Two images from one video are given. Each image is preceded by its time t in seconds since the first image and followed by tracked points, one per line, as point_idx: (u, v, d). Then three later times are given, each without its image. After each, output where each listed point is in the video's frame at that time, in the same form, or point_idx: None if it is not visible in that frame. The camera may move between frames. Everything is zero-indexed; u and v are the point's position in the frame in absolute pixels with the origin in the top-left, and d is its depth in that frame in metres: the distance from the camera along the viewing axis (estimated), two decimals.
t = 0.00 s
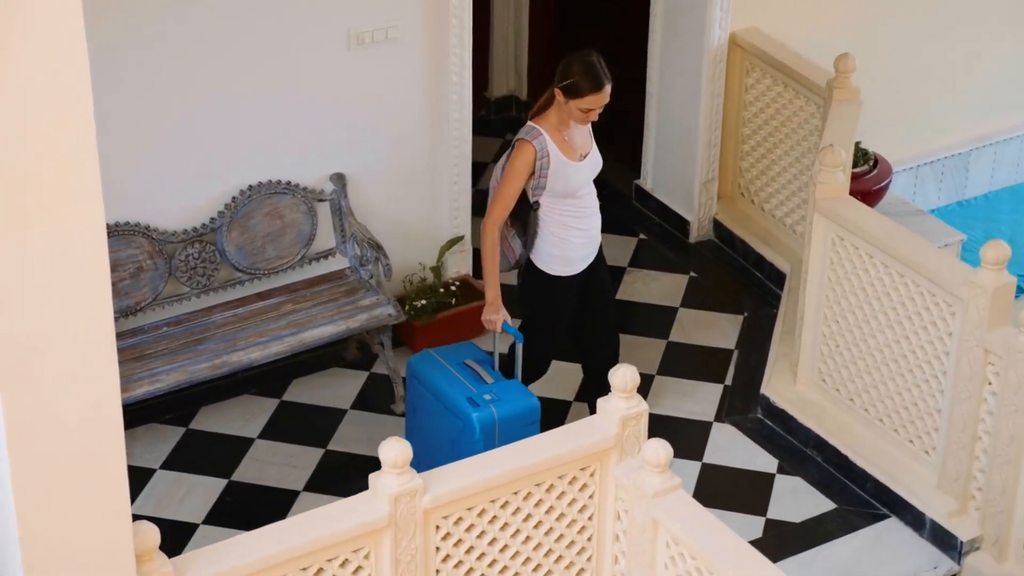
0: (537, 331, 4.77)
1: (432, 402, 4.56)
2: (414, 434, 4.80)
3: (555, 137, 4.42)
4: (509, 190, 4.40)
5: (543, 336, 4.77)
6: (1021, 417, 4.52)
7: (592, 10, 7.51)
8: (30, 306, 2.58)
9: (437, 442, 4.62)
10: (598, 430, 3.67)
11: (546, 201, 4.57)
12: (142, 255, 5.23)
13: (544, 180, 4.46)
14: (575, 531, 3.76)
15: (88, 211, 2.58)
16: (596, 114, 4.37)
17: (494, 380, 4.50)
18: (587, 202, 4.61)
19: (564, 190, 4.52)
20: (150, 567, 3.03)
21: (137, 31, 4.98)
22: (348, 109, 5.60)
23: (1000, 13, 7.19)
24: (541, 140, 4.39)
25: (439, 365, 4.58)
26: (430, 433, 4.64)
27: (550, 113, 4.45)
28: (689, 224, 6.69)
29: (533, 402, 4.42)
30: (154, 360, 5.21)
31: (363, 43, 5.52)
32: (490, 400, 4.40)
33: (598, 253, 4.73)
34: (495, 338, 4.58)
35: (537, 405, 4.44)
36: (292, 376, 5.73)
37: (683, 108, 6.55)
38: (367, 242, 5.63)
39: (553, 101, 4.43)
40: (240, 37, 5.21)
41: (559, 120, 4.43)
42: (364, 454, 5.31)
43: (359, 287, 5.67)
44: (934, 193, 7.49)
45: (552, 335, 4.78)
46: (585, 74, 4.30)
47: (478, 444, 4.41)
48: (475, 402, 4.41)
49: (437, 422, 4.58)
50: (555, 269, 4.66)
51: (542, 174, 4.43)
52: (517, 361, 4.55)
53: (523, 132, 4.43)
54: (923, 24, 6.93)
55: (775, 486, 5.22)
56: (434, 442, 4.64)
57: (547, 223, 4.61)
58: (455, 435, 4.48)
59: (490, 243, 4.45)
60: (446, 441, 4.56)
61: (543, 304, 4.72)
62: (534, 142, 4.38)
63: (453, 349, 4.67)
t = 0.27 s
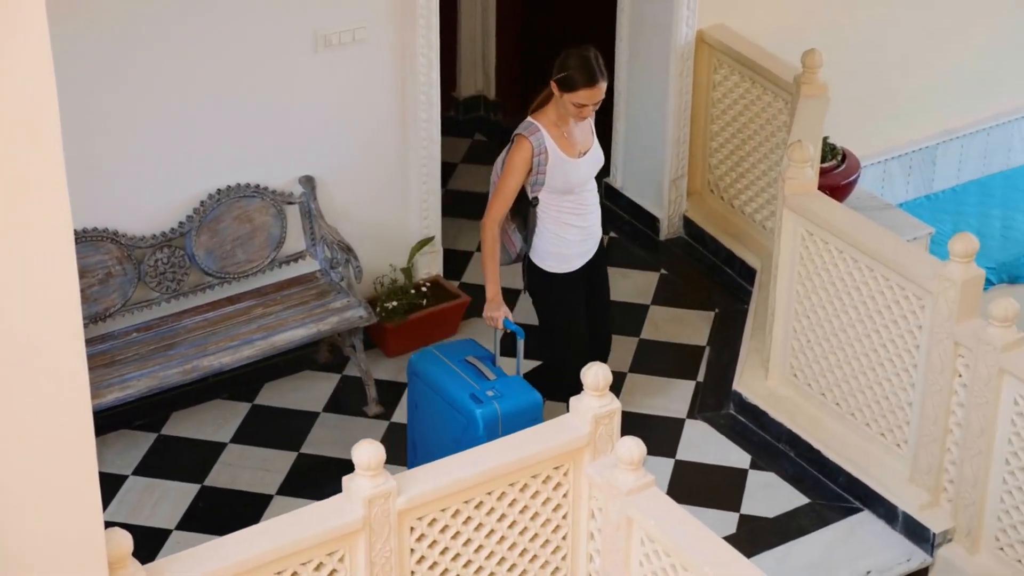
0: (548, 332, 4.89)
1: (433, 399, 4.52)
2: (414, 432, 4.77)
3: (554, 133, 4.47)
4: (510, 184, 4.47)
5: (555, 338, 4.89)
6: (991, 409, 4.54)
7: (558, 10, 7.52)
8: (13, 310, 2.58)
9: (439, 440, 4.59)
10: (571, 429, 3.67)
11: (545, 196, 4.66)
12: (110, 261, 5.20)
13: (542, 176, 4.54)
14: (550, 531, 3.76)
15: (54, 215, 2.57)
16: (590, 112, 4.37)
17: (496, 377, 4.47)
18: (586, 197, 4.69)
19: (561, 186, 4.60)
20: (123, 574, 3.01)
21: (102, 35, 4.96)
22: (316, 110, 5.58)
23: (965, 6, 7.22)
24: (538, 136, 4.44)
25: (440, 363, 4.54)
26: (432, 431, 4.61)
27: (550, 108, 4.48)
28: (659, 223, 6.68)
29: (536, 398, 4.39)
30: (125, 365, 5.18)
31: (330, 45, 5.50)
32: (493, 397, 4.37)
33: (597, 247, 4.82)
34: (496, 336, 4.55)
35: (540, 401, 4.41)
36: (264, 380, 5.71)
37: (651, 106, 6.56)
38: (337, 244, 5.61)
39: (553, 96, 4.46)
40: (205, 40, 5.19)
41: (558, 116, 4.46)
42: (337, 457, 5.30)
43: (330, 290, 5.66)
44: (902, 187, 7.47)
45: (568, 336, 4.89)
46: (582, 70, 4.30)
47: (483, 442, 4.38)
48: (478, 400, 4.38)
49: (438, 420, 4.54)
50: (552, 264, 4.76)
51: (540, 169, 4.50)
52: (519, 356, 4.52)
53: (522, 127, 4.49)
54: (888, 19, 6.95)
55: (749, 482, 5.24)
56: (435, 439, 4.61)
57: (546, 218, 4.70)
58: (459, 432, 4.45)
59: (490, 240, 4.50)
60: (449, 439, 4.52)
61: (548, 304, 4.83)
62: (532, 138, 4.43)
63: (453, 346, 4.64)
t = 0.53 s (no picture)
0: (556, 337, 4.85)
1: (428, 396, 4.52)
2: (408, 432, 4.77)
3: (542, 131, 4.46)
4: (499, 180, 4.47)
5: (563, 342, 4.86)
6: (956, 402, 4.56)
7: (522, 9, 7.52)
8: None
9: (433, 439, 4.59)
10: (539, 429, 3.67)
11: (531, 192, 4.62)
12: (74, 265, 5.17)
13: (530, 174, 4.51)
14: (519, 530, 3.76)
15: (15, 220, 2.55)
16: (576, 112, 4.36)
17: (491, 374, 4.48)
18: (573, 194, 4.66)
19: (548, 184, 4.56)
20: None
21: (63, 39, 4.93)
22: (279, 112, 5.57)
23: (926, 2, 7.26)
24: (526, 134, 4.43)
25: (436, 360, 4.55)
26: (426, 430, 4.61)
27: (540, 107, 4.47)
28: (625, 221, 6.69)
29: (532, 394, 4.39)
30: (90, 370, 5.16)
31: (292, 46, 5.49)
32: (490, 393, 4.37)
33: (583, 247, 4.77)
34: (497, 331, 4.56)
35: (536, 397, 4.41)
36: (230, 382, 5.69)
37: (616, 104, 6.56)
38: (303, 246, 5.61)
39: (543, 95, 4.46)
40: (167, 43, 5.17)
41: (547, 115, 4.46)
42: (305, 459, 5.29)
43: (296, 292, 5.63)
44: (865, 181, 7.49)
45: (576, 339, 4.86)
46: (571, 70, 4.29)
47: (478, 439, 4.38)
48: (475, 396, 4.38)
49: (433, 418, 4.54)
50: (535, 261, 4.72)
51: (527, 167, 4.48)
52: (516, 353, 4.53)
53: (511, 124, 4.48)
54: (850, 15, 6.98)
55: (717, 478, 5.25)
56: (430, 438, 4.61)
57: (531, 215, 4.66)
58: (455, 430, 4.45)
59: (482, 237, 4.52)
60: (444, 437, 4.52)
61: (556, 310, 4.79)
62: (519, 135, 4.42)
63: (448, 344, 4.64)
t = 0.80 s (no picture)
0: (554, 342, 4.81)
1: (422, 393, 4.55)
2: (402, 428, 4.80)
3: (527, 132, 4.44)
4: (484, 179, 4.46)
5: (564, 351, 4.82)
6: (921, 396, 4.59)
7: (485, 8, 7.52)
8: None
9: (426, 435, 4.62)
10: (506, 427, 3.67)
11: (515, 191, 4.60)
12: (36, 267, 5.14)
13: (516, 174, 4.49)
14: (487, 529, 3.76)
15: None
16: (561, 114, 4.34)
17: (485, 370, 4.51)
18: (559, 195, 4.63)
19: (533, 184, 4.54)
20: None
21: (23, 41, 4.90)
22: (243, 112, 5.55)
23: None
24: (511, 134, 4.41)
25: (429, 357, 4.58)
26: (420, 427, 4.64)
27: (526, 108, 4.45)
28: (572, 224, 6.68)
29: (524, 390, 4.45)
30: (54, 373, 5.13)
31: (255, 46, 5.47)
32: (483, 390, 4.40)
33: (566, 247, 4.75)
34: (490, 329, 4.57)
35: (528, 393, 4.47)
36: (195, 383, 5.67)
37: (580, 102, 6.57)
38: (266, 246, 5.59)
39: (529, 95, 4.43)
40: (129, 44, 5.15)
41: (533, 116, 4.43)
42: (272, 459, 5.27)
43: (260, 292, 5.63)
44: (830, 177, 7.49)
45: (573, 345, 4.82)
46: (556, 72, 4.26)
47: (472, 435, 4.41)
48: (469, 393, 4.41)
49: (426, 414, 4.57)
50: (518, 260, 4.69)
51: (512, 167, 4.46)
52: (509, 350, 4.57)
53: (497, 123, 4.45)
54: (812, 11, 7.00)
55: (683, 474, 5.26)
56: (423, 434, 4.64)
57: (516, 214, 4.64)
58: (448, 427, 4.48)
59: (469, 232, 4.54)
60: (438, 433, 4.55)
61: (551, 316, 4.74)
62: (504, 135, 4.40)
63: (442, 341, 4.67)
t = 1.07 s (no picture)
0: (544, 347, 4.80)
1: (417, 390, 4.67)
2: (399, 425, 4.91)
3: (515, 133, 4.44)
4: (471, 178, 4.47)
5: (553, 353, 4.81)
6: (887, 389, 4.60)
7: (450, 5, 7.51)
8: None
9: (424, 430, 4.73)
10: (475, 424, 3.66)
11: (503, 192, 4.59)
12: None
13: (504, 175, 4.49)
14: (456, 526, 3.75)
15: None
16: (547, 116, 4.33)
17: (478, 367, 4.61)
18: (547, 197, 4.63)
19: (521, 185, 4.54)
20: None
21: None
22: (207, 110, 5.52)
23: None
24: (499, 135, 4.42)
25: (423, 354, 4.69)
26: (416, 422, 4.75)
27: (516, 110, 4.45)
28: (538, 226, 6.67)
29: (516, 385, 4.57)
30: (19, 374, 5.10)
31: (219, 45, 5.44)
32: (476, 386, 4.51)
33: (554, 249, 4.74)
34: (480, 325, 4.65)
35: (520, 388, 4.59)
36: (161, 383, 5.64)
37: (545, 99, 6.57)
38: (232, 245, 5.55)
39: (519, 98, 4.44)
40: (91, 43, 5.12)
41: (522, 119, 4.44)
42: (240, 459, 5.25)
43: (227, 291, 5.60)
44: (795, 171, 7.51)
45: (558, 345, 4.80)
46: (543, 77, 4.26)
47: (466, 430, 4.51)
48: (461, 389, 4.52)
49: (422, 411, 4.68)
50: (506, 262, 4.67)
51: (499, 168, 4.46)
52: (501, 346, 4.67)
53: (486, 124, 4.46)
54: (776, 6, 7.02)
55: (652, 469, 5.27)
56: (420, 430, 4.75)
57: (504, 216, 4.63)
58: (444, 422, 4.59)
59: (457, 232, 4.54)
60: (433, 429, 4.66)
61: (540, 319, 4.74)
62: (491, 136, 4.41)
63: (435, 338, 4.78)
